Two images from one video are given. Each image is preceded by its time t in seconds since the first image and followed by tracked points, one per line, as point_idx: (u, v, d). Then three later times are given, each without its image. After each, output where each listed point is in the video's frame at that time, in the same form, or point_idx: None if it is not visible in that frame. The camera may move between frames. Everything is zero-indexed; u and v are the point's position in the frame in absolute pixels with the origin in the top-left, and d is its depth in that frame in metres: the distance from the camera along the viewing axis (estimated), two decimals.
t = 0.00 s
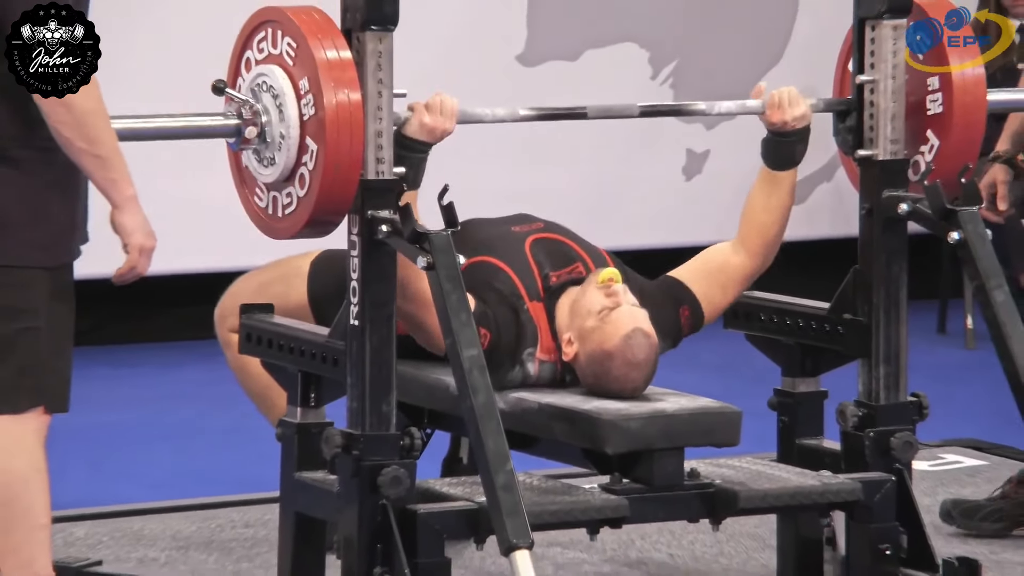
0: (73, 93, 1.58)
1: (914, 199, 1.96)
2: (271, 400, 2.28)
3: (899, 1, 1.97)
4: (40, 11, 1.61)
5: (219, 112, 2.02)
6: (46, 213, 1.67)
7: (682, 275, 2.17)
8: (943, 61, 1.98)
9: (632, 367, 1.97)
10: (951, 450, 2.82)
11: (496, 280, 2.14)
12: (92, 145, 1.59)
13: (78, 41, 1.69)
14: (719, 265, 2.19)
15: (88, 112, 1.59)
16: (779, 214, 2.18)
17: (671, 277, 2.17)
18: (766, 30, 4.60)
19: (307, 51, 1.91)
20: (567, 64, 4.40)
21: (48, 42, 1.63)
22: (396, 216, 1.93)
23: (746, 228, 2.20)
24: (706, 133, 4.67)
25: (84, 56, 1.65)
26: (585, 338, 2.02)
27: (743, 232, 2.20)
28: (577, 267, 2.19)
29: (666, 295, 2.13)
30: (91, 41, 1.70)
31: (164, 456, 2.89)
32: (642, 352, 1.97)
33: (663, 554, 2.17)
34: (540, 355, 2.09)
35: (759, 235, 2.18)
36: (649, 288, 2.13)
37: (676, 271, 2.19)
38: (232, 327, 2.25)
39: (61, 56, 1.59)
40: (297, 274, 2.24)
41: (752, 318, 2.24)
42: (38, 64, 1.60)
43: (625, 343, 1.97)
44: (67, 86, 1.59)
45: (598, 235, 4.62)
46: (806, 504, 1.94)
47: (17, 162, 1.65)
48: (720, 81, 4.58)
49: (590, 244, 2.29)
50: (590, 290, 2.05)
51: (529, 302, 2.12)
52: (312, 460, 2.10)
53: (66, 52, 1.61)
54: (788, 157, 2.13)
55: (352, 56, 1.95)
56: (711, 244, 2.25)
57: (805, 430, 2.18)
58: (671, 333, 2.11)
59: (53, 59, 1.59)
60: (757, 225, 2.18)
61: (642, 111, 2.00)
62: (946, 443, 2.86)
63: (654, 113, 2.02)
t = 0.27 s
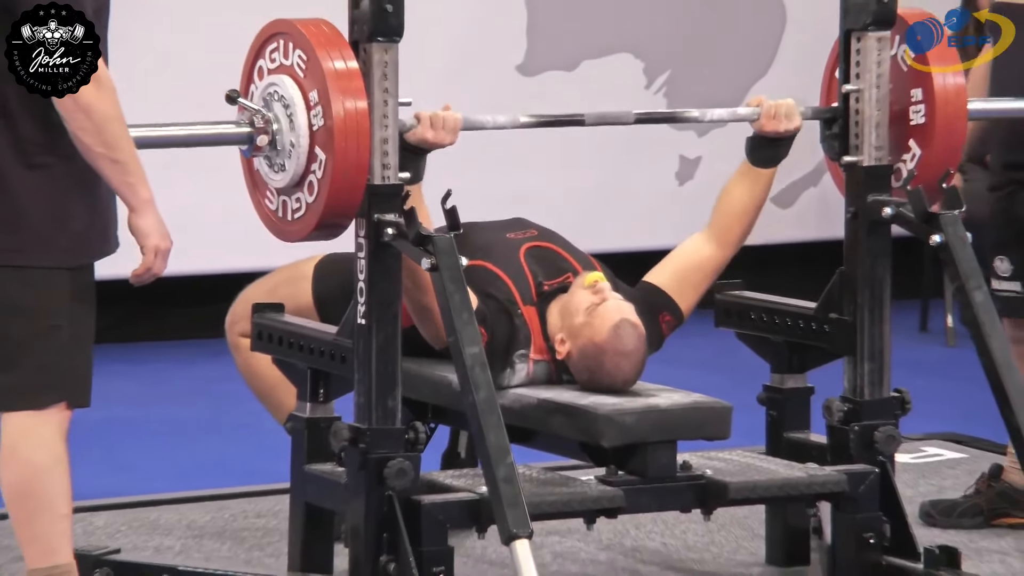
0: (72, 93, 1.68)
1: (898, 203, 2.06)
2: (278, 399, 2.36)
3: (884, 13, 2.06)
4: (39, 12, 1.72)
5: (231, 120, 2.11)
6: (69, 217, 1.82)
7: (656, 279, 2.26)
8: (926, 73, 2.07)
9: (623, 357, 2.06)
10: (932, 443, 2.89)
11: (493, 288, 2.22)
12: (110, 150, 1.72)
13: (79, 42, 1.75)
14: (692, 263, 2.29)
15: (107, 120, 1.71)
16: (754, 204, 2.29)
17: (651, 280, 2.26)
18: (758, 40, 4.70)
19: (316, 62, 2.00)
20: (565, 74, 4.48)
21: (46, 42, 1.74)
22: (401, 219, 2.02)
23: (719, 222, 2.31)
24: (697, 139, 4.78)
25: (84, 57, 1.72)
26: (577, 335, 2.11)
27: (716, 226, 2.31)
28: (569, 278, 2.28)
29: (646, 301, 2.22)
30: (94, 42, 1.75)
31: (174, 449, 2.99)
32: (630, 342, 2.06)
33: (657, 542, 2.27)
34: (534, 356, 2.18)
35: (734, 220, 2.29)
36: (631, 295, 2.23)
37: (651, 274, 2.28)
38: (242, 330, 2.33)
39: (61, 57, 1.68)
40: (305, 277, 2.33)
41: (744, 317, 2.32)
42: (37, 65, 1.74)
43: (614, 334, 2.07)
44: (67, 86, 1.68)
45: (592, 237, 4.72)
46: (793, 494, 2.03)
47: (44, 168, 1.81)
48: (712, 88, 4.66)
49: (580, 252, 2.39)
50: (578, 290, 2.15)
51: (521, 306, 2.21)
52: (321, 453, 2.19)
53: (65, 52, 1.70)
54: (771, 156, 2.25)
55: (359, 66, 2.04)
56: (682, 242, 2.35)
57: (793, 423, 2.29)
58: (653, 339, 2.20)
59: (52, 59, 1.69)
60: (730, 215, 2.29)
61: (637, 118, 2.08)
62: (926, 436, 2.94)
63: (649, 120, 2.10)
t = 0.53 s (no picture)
0: (72, 94, 1.87)
1: (882, 208, 2.15)
2: (290, 393, 2.46)
3: (870, 26, 2.15)
4: (39, 12, 1.90)
5: (246, 126, 2.21)
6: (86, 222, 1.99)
7: (655, 283, 2.35)
8: (912, 84, 2.15)
9: (617, 353, 2.16)
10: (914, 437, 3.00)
11: (495, 292, 2.31)
12: (118, 159, 1.92)
13: (80, 41, 1.90)
14: (692, 271, 2.37)
15: (117, 130, 1.91)
16: (757, 216, 2.35)
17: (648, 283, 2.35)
18: (753, 49, 4.82)
19: (328, 72, 2.09)
20: (564, 83, 4.60)
21: (46, 41, 1.92)
22: (408, 223, 2.10)
23: (721, 232, 2.37)
24: (691, 146, 4.87)
25: (85, 57, 1.89)
26: (574, 333, 2.21)
27: (718, 235, 2.37)
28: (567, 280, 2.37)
29: (638, 303, 2.31)
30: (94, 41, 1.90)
31: (184, 442, 3.10)
32: (623, 339, 2.16)
33: (651, 532, 2.37)
34: (534, 356, 2.28)
35: (736, 231, 2.35)
36: (628, 296, 2.32)
37: (651, 278, 2.37)
38: (254, 327, 2.42)
39: (61, 59, 1.87)
40: (315, 276, 2.42)
41: (736, 317, 2.43)
42: (37, 65, 1.91)
43: (607, 332, 2.16)
44: (67, 86, 1.87)
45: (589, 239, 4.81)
46: (781, 486, 2.13)
47: (64, 173, 1.98)
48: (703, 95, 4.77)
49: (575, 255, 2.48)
50: (572, 292, 2.26)
51: (523, 308, 2.31)
52: (329, 446, 2.29)
53: (66, 52, 1.88)
54: (772, 166, 2.31)
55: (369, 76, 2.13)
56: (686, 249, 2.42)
57: (782, 418, 2.39)
58: (648, 341, 2.29)
59: (53, 60, 1.87)
60: (732, 224, 2.35)
61: (634, 126, 2.17)
62: (909, 430, 3.04)
63: (646, 127, 2.19)
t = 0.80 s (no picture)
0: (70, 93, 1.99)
1: (866, 211, 2.25)
2: (302, 387, 2.57)
3: (853, 37, 2.25)
4: (39, 12, 2.03)
5: (256, 134, 2.31)
6: (102, 223, 2.11)
7: (663, 275, 2.45)
8: (893, 93, 2.25)
9: (619, 358, 2.25)
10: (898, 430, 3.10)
11: (502, 282, 2.42)
12: (137, 161, 2.01)
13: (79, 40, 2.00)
14: (697, 272, 2.46)
15: (135, 135, 2.01)
16: (752, 226, 2.45)
17: (655, 277, 2.45)
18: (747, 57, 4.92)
19: (334, 81, 2.19)
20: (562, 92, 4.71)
21: (45, 41, 2.04)
22: (411, 225, 2.20)
23: (722, 242, 2.47)
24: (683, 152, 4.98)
25: (83, 57, 2.00)
26: (579, 332, 2.30)
27: (720, 244, 2.47)
28: (572, 271, 2.47)
29: (646, 294, 2.40)
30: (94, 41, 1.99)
31: (195, 435, 3.21)
32: (628, 345, 2.25)
33: (646, 521, 2.50)
34: (541, 345, 2.37)
35: (733, 242, 2.45)
36: (635, 287, 2.41)
37: (660, 271, 2.47)
38: (266, 324, 2.53)
39: (59, 59, 1.99)
40: (325, 277, 2.52)
41: (728, 315, 2.52)
42: (37, 64, 2.03)
43: (613, 337, 2.25)
44: (64, 87, 2.00)
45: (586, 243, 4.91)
46: (771, 478, 2.23)
47: (81, 177, 2.10)
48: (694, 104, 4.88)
49: (578, 250, 2.56)
50: (585, 290, 2.33)
51: (529, 300, 2.40)
52: (337, 440, 2.39)
53: (64, 52, 1.99)
54: (758, 174, 2.40)
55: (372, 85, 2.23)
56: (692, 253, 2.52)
57: (770, 413, 2.49)
58: (654, 326, 2.39)
59: (52, 60, 1.99)
60: (729, 237, 2.46)
61: (627, 133, 2.27)
62: (894, 424, 3.14)
63: (639, 135, 2.29)
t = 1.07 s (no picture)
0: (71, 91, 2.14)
1: (851, 215, 2.35)
2: (309, 382, 2.66)
3: (837, 49, 2.36)
4: (40, 13, 2.15)
5: (267, 141, 2.41)
6: (120, 226, 2.22)
7: (648, 283, 2.55)
8: (877, 102, 2.35)
9: (614, 351, 2.35)
10: (882, 424, 3.22)
11: (499, 287, 2.53)
12: (152, 168, 2.14)
13: (79, 41, 2.12)
14: (678, 270, 2.58)
15: (150, 143, 2.13)
16: (731, 220, 2.57)
17: (641, 283, 2.55)
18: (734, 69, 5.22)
19: (342, 91, 2.29)
20: (560, 101, 4.98)
21: (46, 40, 2.17)
22: (416, 228, 2.32)
23: (700, 235, 2.60)
24: (675, 158, 5.30)
25: (83, 57, 2.11)
26: (574, 330, 2.41)
27: (697, 239, 2.60)
28: (566, 280, 2.57)
29: (632, 300, 2.51)
30: (93, 41, 2.11)
31: (208, 428, 3.35)
32: (621, 339, 2.35)
33: (641, 511, 2.61)
34: (535, 347, 2.48)
35: (713, 235, 2.58)
36: (625, 296, 2.52)
37: (641, 279, 2.58)
38: (276, 324, 2.63)
39: (62, 59, 2.12)
40: (332, 279, 2.64)
41: (717, 314, 2.63)
42: (38, 64, 2.16)
43: (606, 332, 2.35)
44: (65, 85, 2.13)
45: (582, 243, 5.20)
46: (759, 469, 2.33)
47: (101, 184, 2.22)
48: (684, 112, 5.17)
49: (573, 257, 2.67)
50: (577, 289, 2.43)
51: (523, 304, 2.51)
52: (345, 433, 2.49)
53: (65, 53, 2.12)
54: (746, 174, 2.50)
55: (379, 94, 2.34)
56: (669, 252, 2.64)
57: (760, 407, 2.60)
58: (641, 333, 2.49)
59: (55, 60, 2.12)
60: (710, 228, 2.58)
61: (623, 140, 2.37)
62: (878, 418, 3.26)
63: (633, 142, 2.39)
